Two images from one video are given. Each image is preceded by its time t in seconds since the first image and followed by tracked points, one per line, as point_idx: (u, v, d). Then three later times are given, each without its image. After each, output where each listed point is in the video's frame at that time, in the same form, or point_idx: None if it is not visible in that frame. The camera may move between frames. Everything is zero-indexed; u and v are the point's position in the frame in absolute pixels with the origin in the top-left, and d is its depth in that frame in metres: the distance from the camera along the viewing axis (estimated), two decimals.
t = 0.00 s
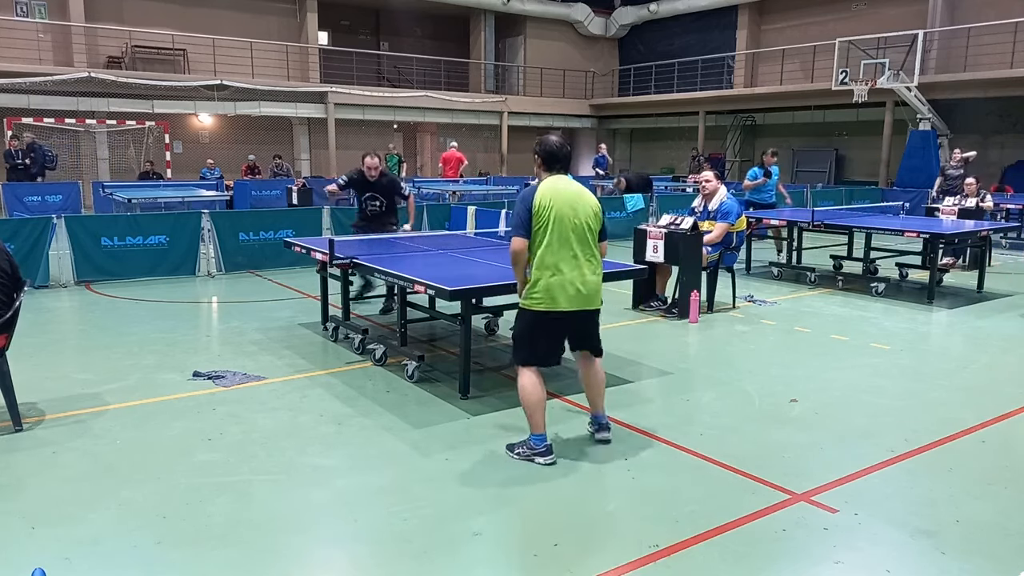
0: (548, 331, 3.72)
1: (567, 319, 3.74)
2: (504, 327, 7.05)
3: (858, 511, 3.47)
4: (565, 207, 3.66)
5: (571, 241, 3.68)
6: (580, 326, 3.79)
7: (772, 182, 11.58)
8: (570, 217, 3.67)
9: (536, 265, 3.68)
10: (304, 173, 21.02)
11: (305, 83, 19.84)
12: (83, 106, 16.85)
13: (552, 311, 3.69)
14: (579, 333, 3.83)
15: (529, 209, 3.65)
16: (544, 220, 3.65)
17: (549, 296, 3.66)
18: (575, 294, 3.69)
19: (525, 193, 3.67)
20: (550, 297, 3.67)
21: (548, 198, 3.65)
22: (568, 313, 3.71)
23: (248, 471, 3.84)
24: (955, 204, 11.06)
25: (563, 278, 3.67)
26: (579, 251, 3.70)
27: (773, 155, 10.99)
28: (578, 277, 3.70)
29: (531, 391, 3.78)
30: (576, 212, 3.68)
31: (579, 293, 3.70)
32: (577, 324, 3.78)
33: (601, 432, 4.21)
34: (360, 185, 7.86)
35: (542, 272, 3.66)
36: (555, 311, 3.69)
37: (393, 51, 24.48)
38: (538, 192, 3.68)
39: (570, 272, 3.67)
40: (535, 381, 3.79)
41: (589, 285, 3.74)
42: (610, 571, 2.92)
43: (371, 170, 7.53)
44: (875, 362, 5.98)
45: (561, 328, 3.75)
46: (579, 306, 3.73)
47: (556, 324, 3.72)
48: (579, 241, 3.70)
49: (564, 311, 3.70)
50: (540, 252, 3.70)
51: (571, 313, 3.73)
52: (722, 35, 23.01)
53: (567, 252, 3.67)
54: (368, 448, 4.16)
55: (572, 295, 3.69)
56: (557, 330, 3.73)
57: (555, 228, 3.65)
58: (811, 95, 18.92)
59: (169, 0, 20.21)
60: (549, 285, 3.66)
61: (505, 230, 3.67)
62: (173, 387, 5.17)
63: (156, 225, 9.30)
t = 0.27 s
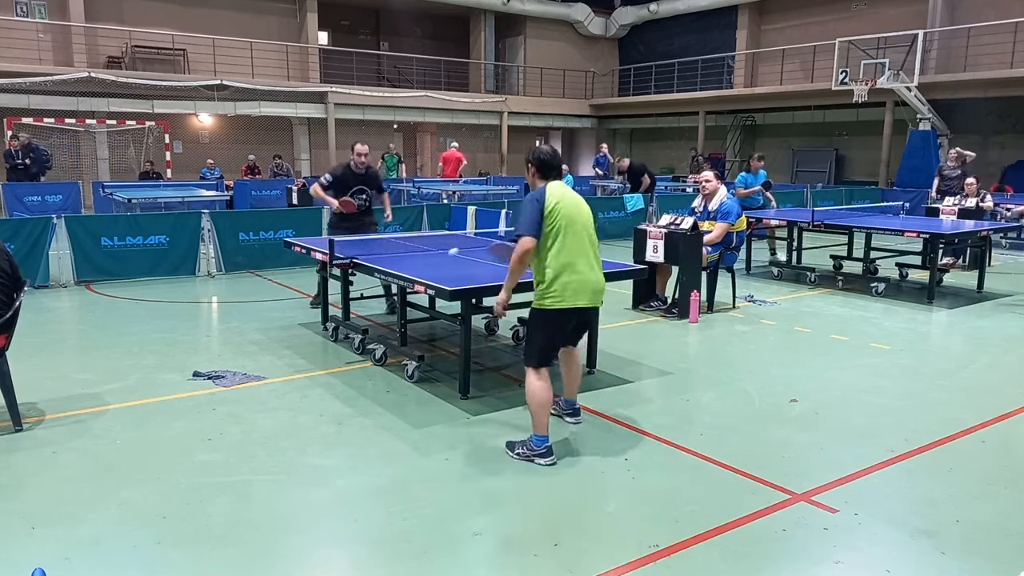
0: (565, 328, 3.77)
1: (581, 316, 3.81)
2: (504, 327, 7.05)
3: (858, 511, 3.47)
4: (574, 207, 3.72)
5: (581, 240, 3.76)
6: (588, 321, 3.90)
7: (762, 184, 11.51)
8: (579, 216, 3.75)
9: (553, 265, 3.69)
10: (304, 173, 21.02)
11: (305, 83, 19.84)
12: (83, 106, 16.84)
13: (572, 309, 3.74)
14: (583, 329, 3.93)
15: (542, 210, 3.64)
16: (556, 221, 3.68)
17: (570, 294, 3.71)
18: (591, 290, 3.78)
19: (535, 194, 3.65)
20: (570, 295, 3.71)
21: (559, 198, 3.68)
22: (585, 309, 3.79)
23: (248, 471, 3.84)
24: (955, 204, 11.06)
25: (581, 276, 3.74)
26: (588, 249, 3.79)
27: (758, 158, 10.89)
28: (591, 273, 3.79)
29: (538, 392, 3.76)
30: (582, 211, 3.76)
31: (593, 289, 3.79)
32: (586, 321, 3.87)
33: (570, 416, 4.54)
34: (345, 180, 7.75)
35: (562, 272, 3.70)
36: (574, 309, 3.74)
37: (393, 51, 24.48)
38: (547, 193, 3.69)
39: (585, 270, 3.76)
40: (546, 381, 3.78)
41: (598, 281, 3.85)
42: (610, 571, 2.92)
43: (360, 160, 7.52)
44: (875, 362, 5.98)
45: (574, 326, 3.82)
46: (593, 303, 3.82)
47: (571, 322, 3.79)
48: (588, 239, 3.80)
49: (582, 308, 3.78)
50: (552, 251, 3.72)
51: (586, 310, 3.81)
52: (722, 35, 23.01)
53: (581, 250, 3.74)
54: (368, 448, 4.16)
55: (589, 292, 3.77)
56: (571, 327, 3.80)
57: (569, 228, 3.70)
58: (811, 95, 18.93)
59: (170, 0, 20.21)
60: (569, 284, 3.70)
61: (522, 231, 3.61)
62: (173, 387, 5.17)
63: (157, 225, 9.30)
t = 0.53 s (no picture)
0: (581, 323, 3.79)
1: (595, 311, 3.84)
2: (504, 327, 7.05)
3: (857, 511, 3.48)
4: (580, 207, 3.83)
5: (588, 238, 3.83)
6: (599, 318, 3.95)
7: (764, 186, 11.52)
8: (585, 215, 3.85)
9: (567, 261, 3.73)
10: (304, 173, 21.02)
11: (305, 83, 19.84)
12: (83, 106, 16.85)
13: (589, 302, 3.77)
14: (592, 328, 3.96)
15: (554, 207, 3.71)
16: (567, 219, 3.75)
17: (587, 287, 3.75)
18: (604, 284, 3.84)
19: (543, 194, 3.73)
20: (586, 288, 3.75)
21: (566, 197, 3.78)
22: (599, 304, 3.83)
23: (248, 471, 3.84)
24: (955, 204, 11.06)
25: (594, 269, 3.79)
26: (595, 247, 3.87)
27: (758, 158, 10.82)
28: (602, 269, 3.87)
29: (550, 389, 3.72)
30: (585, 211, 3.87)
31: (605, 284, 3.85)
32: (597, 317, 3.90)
33: (571, 414, 4.57)
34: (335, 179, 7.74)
35: (579, 266, 3.74)
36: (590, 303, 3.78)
37: (393, 51, 24.48)
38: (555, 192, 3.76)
39: (597, 264, 3.82)
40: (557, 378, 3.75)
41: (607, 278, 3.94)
42: (610, 571, 2.92)
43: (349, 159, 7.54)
44: (875, 362, 5.98)
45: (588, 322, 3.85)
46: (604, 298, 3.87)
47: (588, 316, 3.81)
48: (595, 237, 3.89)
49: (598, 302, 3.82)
50: (563, 248, 3.77)
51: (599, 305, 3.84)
52: (722, 35, 23.01)
53: (590, 246, 3.82)
54: (368, 448, 4.16)
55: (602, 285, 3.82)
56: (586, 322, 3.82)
57: (579, 225, 3.78)
58: (811, 95, 18.92)
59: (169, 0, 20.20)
60: (585, 277, 3.74)
61: (539, 226, 3.63)
62: (173, 387, 5.17)
63: (157, 225, 9.30)
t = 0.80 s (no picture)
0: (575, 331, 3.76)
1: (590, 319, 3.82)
2: (504, 327, 7.05)
3: (858, 511, 3.47)
4: (580, 212, 3.78)
5: (585, 244, 3.79)
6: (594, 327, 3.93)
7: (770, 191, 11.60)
8: (586, 221, 3.80)
9: (563, 269, 3.70)
10: (304, 173, 21.02)
11: (305, 83, 19.84)
12: (83, 106, 16.85)
13: (584, 312, 3.75)
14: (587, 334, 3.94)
15: (553, 214, 3.66)
16: (566, 225, 3.71)
17: (583, 297, 3.73)
18: (600, 293, 3.82)
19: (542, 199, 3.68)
20: (581, 298, 3.72)
21: (567, 203, 3.73)
22: (594, 313, 3.80)
23: (248, 471, 3.84)
24: (955, 204, 11.06)
25: (590, 278, 3.76)
26: (592, 254, 3.83)
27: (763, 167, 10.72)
28: (599, 277, 3.84)
29: (556, 398, 3.69)
30: (586, 216, 3.81)
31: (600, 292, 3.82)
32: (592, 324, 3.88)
33: (574, 416, 4.54)
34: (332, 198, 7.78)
35: (575, 275, 3.71)
36: (585, 312, 3.76)
37: (393, 51, 24.48)
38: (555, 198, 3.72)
39: (594, 273, 3.79)
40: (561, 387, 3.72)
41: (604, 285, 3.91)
42: (610, 571, 2.92)
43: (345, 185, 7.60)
44: (875, 362, 5.98)
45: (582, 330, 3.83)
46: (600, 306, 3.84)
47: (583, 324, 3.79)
48: (594, 244, 3.85)
49: (593, 311, 3.79)
50: (561, 255, 3.74)
51: (594, 313, 3.82)
52: (722, 35, 23.01)
53: (588, 253, 3.79)
54: (368, 449, 4.16)
55: (597, 294, 3.79)
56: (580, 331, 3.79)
57: (578, 232, 3.74)
58: (811, 95, 18.92)
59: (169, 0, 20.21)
60: (580, 287, 3.72)
61: (537, 234, 3.59)
62: (173, 387, 5.17)
63: (157, 225, 9.30)
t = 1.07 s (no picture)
0: (567, 334, 3.70)
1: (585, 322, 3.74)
2: (504, 327, 7.05)
3: (858, 511, 3.48)
4: (581, 211, 3.68)
5: (584, 245, 3.70)
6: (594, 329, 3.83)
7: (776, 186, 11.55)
8: (586, 221, 3.70)
9: (554, 270, 3.67)
10: (304, 173, 21.02)
11: (305, 83, 19.84)
12: (83, 106, 16.85)
13: (572, 316, 3.68)
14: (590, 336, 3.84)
15: (546, 213, 3.63)
16: (560, 225, 3.64)
17: (571, 300, 3.67)
18: (595, 297, 3.72)
19: (538, 197, 3.65)
20: (571, 301, 3.67)
21: (563, 202, 3.64)
22: (588, 316, 3.72)
23: (248, 471, 3.84)
24: (955, 204, 11.07)
25: (582, 281, 3.68)
26: (592, 254, 3.73)
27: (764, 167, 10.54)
28: (596, 280, 3.73)
29: (554, 399, 3.69)
30: (589, 215, 3.70)
31: (596, 294, 3.72)
32: (591, 326, 3.79)
33: (599, 423, 4.42)
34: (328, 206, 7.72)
35: (564, 277, 3.66)
36: (575, 316, 3.69)
37: (393, 51, 24.48)
38: (552, 196, 3.66)
39: (588, 275, 3.70)
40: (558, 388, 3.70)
41: (607, 287, 3.78)
42: (610, 571, 2.92)
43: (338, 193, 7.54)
44: (875, 363, 5.98)
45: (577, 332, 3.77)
46: (596, 309, 3.75)
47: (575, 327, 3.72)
48: (595, 245, 3.74)
49: (585, 315, 3.71)
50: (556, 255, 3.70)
51: (589, 316, 3.73)
52: (722, 35, 23.01)
53: (585, 254, 3.70)
54: (368, 449, 4.16)
55: (590, 296, 3.70)
56: (573, 333, 3.72)
57: (573, 232, 3.67)
58: (811, 95, 18.92)
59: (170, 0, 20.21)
60: (568, 289, 3.66)
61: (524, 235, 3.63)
62: (173, 387, 5.17)
63: (157, 225, 9.30)
